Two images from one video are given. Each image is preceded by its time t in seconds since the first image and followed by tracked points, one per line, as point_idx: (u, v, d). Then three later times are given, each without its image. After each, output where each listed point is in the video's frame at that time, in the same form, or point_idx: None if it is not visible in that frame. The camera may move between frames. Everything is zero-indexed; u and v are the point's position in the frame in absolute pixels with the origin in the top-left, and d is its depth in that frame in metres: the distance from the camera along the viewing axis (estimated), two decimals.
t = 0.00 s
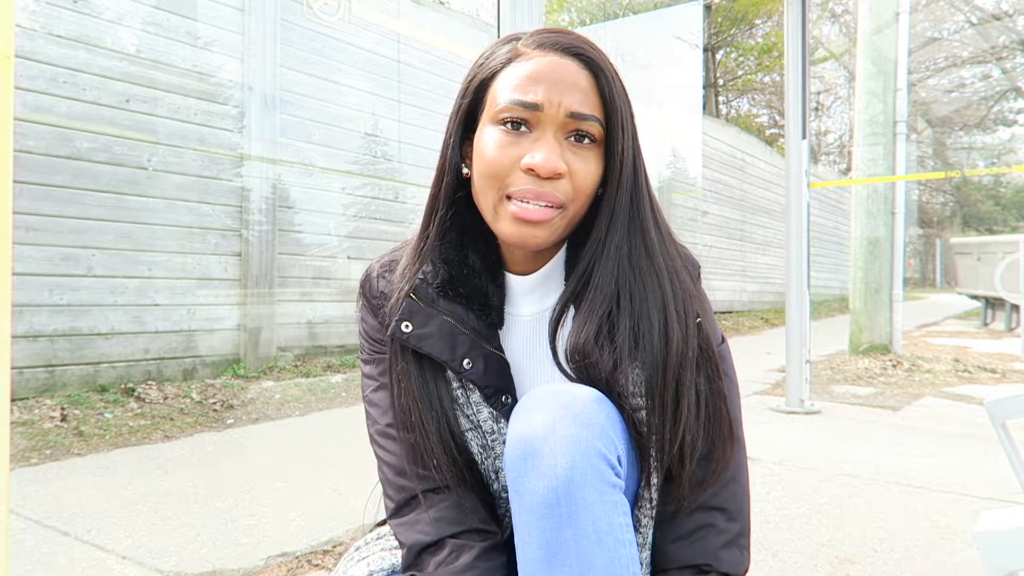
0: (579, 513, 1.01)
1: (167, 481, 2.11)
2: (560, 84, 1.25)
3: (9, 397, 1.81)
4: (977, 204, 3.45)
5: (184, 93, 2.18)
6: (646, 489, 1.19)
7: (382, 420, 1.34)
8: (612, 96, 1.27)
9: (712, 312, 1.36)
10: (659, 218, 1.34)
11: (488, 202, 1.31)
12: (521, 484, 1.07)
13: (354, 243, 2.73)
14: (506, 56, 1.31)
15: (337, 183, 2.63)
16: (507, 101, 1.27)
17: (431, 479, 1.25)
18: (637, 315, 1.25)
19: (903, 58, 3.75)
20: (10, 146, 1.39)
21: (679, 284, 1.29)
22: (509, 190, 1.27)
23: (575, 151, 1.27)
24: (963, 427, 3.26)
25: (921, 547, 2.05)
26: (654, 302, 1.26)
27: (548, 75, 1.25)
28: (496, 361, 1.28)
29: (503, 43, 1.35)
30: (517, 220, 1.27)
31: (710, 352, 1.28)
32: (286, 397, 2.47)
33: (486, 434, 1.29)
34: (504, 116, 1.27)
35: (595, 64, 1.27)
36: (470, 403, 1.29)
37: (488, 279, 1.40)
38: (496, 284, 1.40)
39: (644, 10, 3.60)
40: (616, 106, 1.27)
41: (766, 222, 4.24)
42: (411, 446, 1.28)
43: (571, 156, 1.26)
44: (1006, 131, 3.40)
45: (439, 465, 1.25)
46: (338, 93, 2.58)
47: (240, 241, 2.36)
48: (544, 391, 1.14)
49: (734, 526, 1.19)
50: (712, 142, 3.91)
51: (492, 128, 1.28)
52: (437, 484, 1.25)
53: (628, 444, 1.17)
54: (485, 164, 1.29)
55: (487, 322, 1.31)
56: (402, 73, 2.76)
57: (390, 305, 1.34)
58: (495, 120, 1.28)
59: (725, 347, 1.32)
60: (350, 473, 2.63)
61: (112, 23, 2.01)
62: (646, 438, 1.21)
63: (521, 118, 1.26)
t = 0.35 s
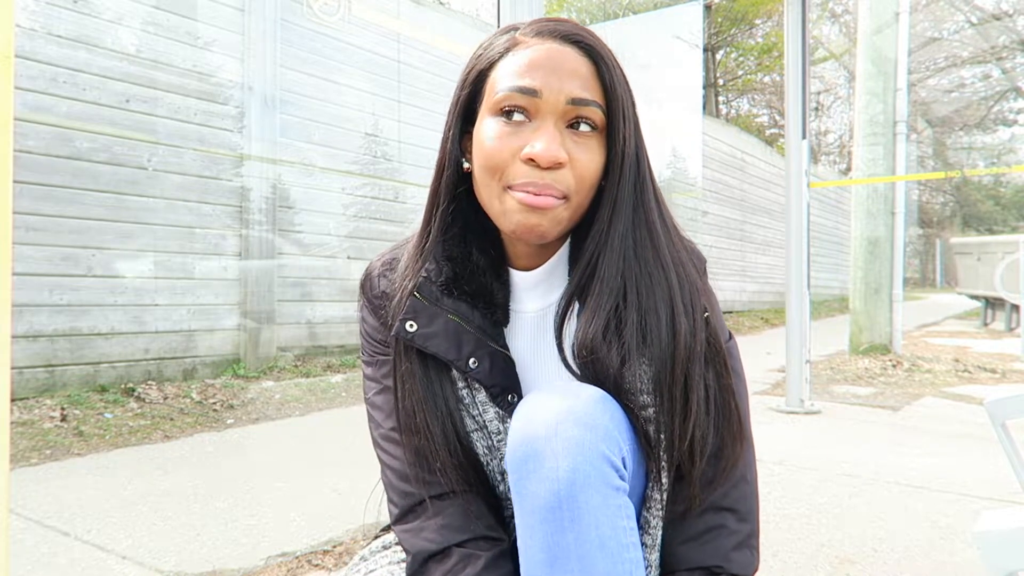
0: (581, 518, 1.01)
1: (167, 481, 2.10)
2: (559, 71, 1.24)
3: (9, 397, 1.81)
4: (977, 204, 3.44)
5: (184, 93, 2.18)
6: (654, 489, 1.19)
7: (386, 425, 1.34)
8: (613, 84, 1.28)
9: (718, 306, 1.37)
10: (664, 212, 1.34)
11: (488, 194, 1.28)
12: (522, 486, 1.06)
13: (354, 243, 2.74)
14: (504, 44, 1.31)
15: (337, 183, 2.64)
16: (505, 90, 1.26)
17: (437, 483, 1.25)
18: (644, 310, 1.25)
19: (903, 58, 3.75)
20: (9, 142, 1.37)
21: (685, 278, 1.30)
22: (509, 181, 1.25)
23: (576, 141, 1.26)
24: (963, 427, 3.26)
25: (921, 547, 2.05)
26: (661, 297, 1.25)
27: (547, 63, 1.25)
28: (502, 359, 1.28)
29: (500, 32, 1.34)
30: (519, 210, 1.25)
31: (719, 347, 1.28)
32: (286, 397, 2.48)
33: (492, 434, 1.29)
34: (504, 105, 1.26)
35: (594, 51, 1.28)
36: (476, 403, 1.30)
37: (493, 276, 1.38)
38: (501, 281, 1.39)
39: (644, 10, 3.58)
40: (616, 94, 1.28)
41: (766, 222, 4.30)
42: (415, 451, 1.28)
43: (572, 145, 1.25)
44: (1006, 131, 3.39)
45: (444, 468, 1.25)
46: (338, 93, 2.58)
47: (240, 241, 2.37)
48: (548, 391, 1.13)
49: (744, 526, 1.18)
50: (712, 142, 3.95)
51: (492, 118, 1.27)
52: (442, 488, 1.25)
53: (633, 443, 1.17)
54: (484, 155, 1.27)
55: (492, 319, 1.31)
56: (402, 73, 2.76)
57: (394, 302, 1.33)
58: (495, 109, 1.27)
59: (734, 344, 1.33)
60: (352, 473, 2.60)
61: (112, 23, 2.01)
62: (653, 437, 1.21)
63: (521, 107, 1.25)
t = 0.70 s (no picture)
0: (562, 539, 1.01)
1: (167, 481, 2.05)
2: (537, 64, 1.19)
3: (9, 397, 1.82)
4: (977, 204, 3.43)
5: (184, 93, 2.18)
6: (667, 502, 1.13)
7: (376, 441, 1.34)
8: (598, 74, 1.21)
9: (726, 300, 1.26)
10: (658, 206, 1.25)
11: (470, 198, 1.27)
12: (506, 502, 1.06)
13: (354, 243, 2.77)
14: (481, 40, 1.27)
15: (337, 183, 2.64)
16: (482, 89, 1.22)
17: (424, 503, 1.25)
18: (636, 315, 1.17)
19: (903, 58, 3.75)
20: (10, 141, 1.35)
21: (683, 275, 1.20)
22: (488, 186, 1.23)
23: (560, 139, 1.21)
24: (963, 427, 3.25)
25: (921, 547, 2.05)
26: (654, 299, 1.17)
27: (526, 58, 1.20)
28: (487, 371, 1.24)
29: (480, 23, 1.30)
30: (501, 215, 1.23)
31: (723, 351, 1.18)
32: (286, 397, 2.48)
33: (480, 450, 1.24)
34: (481, 104, 1.23)
35: (577, 39, 1.21)
36: (463, 417, 1.24)
37: (477, 284, 1.38)
38: (486, 289, 1.37)
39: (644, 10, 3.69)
40: (602, 85, 1.21)
41: (766, 222, 4.31)
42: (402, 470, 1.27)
43: (555, 144, 1.21)
44: (1006, 131, 3.38)
45: (430, 487, 1.24)
46: (338, 93, 2.57)
47: (240, 241, 2.38)
48: (529, 399, 1.09)
49: (769, 543, 1.09)
50: (712, 142, 3.89)
51: (471, 121, 1.24)
52: (429, 509, 1.24)
53: (627, 447, 1.12)
54: (463, 158, 1.25)
55: (476, 329, 1.28)
56: (402, 74, 2.72)
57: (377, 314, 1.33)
58: (473, 110, 1.24)
59: (745, 342, 1.22)
60: (355, 474, 2.45)
61: (112, 23, 2.01)
62: (659, 454, 1.14)
63: (499, 106, 1.21)
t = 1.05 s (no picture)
0: (494, 563, 0.98)
1: (167, 481, 2.02)
2: (511, 58, 1.12)
3: (10, 397, 1.84)
4: (977, 204, 3.44)
5: (184, 93, 2.19)
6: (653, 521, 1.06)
7: (361, 450, 1.35)
8: (574, 67, 1.12)
9: (728, 294, 1.12)
10: (637, 193, 1.12)
11: (446, 200, 1.19)
12: (443, 524, 1.04)
13: (354, 243, 2.78)
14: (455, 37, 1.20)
15: (337, 183, 2.65)
16: (455, 84, 1.15)
17: (407, 516, 1.23)
18: (602, 316, 1.05)
19: (903, 59, 3.75)
20: (9, 138, 1.34)
21: (658, 274, 1.05)
22: (462, 185, 1.15)
23: (535, 135, 1.12)
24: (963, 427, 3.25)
25: (921, 547, 2.04)
26: (621, 298, 1.05)
27: (498, 52, 1.13)
28: (470, 391, 1.21)
29: (457, 20, 1.23)
30: (474, 217, 1.15)
31: (702, 354, 1.03)
32: (286, 397, 2.48)
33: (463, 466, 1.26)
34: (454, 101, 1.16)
35: (552, 30, 1.12)
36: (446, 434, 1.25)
37: (462, 301, 1.33)
38: (470, 306, 1.32)
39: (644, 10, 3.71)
40: (579, 78, 1.12)
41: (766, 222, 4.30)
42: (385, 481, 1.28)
43: (529, 140, 1.12)
44: (1006, 131, 3.38)
45: (413, 501, 1.24)
46: (338, 93, 2.54)
47: (240, 241, 2.39)
48: (459, 420, 1.05)
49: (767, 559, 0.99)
50: (712, 142, 3.88)
51: (445, 119, 1.17)
52: (412, 522, 1.23)
53: (578, 461, 1.05)
54: (439, 157, 1.18)
55: (461, 347, 1.24)
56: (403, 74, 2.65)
57: (364, 328, 1.32)
58: (447, 107, 1.17)
59: (745, 340, 1.07)
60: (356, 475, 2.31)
61: (112, 23, 2.00)
62: (624, 466, 1.04)
63: (472, 102, 1.15)
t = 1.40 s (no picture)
0: None
1: (168, 481, 2.09)
2: (521, 35, 1.12)
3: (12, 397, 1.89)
4: (976, 204, 3.40)
5: (186, 93, 2.15)
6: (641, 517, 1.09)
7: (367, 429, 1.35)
8: (585, 43, 1.11)
9: (739, 288, 1.11)
10: (649, 174, 1.09)
11: (455, 175, 1.20)
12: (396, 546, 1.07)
13: (355, 242, 2.75)
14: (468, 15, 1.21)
15: (337, 184, 2.62)
16: (467, 61, 1.16)
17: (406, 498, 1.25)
18: (604, 298, 1.05)
19: (903, 58, 3.79)
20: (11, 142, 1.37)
21: (665, 262, 1.05)
22: (470, 162, 1.16)
23: (543, 111, 1.12)
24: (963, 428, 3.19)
25: (922, 547, 2.05)
26: (623, 282, 1.05)
27: (509, 29, 1.13)
28: (474, 374, 1.22)
29: None
30: (482, 193, 1.16)
31: (703, 343, 1.03)
32: (286, 397, 2.49)
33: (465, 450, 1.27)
34: (463, 78, 1.16)
35: (562, 8, 1.12)
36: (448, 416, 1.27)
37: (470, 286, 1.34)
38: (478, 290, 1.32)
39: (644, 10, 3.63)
40: (591, 54, 1.11)
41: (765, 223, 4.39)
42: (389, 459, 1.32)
43: (537, 116, 1.12)
44: (1004, 132, 3.30)
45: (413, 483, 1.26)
46: (337, 93, 2.46)
47: (240, 241, 2.39)
48: (402, 443, 1.07)
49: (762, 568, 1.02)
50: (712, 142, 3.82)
51: (456, 95, 1.18)
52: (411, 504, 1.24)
53: (523, 477, 1.05)
54: (450, 134, 1.19)
55: (467, 331, 1.25)
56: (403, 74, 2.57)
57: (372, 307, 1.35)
58: (457, 84, 1.18)
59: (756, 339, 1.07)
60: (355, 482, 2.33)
61: (112, 24, 2.00)
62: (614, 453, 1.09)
63: (482, 79, 1.15)
